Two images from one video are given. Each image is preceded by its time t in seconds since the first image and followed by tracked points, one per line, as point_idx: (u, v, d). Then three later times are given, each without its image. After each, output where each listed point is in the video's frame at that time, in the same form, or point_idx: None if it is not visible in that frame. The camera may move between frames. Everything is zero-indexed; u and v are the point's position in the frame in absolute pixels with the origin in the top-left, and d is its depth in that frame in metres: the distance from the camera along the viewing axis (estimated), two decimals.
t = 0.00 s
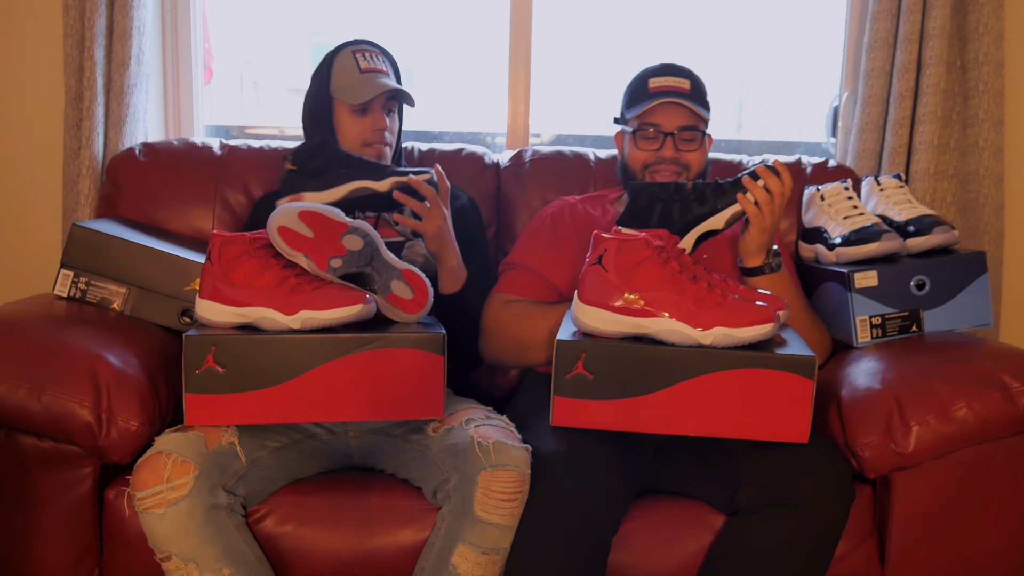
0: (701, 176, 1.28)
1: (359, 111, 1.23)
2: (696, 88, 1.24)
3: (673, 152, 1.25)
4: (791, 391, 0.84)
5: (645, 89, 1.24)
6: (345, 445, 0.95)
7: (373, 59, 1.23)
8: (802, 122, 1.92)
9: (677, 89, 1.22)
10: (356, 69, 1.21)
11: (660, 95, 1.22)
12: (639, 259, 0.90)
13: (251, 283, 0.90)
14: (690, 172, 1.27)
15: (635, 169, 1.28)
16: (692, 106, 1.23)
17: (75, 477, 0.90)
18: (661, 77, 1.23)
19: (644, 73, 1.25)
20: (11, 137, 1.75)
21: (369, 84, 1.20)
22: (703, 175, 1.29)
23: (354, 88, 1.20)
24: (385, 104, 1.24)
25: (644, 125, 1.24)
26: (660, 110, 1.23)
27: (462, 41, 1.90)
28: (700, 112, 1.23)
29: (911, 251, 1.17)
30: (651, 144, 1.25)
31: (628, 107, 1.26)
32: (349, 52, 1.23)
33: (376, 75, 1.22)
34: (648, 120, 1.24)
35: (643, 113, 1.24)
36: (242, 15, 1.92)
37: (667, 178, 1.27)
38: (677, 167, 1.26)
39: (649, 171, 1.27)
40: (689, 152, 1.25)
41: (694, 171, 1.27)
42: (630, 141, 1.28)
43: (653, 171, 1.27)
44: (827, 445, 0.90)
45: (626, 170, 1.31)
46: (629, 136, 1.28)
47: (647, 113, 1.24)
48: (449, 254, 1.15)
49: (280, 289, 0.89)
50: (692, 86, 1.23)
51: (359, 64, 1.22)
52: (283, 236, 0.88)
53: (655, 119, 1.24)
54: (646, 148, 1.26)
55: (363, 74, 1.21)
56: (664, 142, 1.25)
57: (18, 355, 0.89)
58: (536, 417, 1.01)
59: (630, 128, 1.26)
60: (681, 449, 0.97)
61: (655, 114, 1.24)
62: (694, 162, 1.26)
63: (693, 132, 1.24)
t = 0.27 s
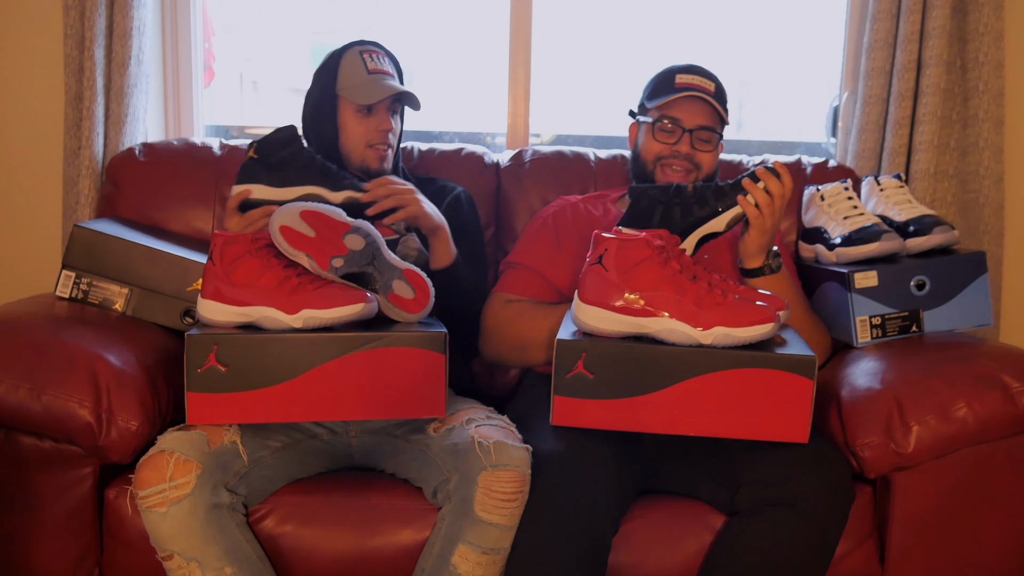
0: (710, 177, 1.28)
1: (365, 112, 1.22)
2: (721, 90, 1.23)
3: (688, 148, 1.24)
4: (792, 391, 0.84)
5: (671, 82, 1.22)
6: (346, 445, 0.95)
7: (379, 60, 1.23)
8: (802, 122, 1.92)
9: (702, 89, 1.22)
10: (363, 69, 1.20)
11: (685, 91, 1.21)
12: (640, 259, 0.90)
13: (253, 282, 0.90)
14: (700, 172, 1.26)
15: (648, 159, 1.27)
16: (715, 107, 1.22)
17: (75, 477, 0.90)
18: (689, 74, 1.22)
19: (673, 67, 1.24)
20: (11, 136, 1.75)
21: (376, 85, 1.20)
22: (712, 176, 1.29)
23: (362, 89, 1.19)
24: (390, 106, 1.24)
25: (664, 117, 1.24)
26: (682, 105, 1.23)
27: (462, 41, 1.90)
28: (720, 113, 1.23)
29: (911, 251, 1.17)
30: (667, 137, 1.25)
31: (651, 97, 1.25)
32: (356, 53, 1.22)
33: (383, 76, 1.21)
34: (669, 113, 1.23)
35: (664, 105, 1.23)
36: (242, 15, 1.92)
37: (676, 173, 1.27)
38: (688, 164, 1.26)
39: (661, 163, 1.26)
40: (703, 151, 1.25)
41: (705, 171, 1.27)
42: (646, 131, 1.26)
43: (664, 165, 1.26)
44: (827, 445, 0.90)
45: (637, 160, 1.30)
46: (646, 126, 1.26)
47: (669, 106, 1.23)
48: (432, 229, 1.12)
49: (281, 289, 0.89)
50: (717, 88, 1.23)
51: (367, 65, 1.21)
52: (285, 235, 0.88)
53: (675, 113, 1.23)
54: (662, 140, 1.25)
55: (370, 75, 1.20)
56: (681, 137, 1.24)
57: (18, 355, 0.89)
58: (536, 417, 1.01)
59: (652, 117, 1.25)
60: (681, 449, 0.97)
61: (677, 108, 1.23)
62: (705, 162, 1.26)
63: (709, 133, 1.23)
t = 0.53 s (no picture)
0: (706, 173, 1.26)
1: (358, 110, 1.21)
2: (716, 86, 1.24)
3: (683, 141, 1.23)
4: (791, 391, 0.84)
5: (666, 77, 1.23)
6: (346, 445, 0.95)
7: (372, 60, 1.23)
8: (802, 122, 1.92)
9: (697, 83, 1.22)
10: (356, 67, 1.20)
11: (680, 84, 1.22)
12: (640, 259, 0.90)
13: (252, 282, 0.90)
14: (696, 166, 1.25)
15: (644, 154, 1.26)
16: (709, 100, 1.22)
17: (75, 477, 0.90)
18: (683, 70, 1.23)
19: (669, 65, 1.25)
20: (10, 137, 1.75)
21: (372, 83, 1.20)
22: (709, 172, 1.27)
23: (354, 86, 1.19)
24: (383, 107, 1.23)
25: (660, 111, 1.24)
26: (677, 99, 1.23)
27: (462, 41, 1.90)
28: (715, 107, 1.23)
29: (911, 251, 1.17)
30: (663, 132, 1.24)
31: (647, 94, 1.26)
32: (350, 51, 1.22)
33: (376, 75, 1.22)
34: (664, 107, 1.23)
35: (659, 99, 1.24)
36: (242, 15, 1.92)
37: (672, 167, 1.24)
38: (684, 157, 1.24)
39: (658, 157, 1.25)
40: (699, 145, 1.24)
41: (701, 165, 1.25)
42: (643, 127, 1.26)
43: (661, 158, 1.24)
44: (827, 445, 0.90)
45: (635, 157, 1.28)
46: (642, 122, 1.26)
47: (664, 100, 1.23)
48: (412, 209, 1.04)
49: (280, 289, 0.89)
50: (711, 83, 1.23)
51: (360, 63, 1.21)
52: (285, 235, 0.88)
53: (670, 106, 1.23)
54: (658, 134, 1.24)
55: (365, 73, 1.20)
56: (676, 130, 1.23)
57: (18, 355, 0.89)
58: (536, 417, 1.01)
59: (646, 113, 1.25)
60: (681, 449, 0.97)
61: (672, 101, 1.23)
62: (701, 155, 1.24)
63: (705, 126, 1.23)
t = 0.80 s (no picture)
0: (693, 161, 1.25)
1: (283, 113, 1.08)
2: (682, 76, 1.23)
3: (661, 135, 1.23)
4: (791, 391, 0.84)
5: (629, 81, 1.24)
6: (346, 445, 0.95)
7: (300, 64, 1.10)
8: (802, 122, 1.92)
9: (660, 79, 1.22)
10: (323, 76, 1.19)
11: (644, 83, 1.22)
12: (640, 259, 0.90)
13: (252, 282, 0.89)
14: (681, 155, 1.24)
15: (627, 156, 1.26)
16: (677, 91, 1.22)
17: (75, 477, 0.90)
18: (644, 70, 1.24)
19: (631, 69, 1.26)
20: (10, 136, 1.75)
21: (294, 89, 1.06)
22: (695, 160, 1.26)
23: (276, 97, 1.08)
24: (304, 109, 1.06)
25: (631, 113, 1.24)
26: (646, 96, 1.23)
27: (462, 41, 1.90)
28: (686, 97, 1.23)
29: (912, 251, 1.17)
30: (640, 130, 1.24)
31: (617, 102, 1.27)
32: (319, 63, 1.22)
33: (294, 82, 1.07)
34: (634, 108, 1.24)
35: (630, 102, 1.24)
36: (241, 14, 1.91)
37: (657, 160, 1.24)
38: (666, 150, 1.24)
39: (641, 155, 1.25)
40: (678, 135, 1.23)
41: (685, 153, 1.24)
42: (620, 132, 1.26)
43: (644, 155, 1.24)
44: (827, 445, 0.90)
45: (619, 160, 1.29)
46: (619, 129, 1.27)
47: (634, 102, 1.24)
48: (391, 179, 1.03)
49: (281, 289, 0.89)
50: (676, 74, 1.23)
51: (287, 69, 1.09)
52: (284, 235, 0.88)
53: (641, 105, 1.24)
54: (636, 134, 1.24)
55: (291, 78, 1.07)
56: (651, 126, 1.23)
57: (17, 355, 0.89)
58: (536, 417, 1.01)
59: (619, 121, 1.26)
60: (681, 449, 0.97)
61: (641, 100, 1.23)
62: (682, 144, 1.24)
63: (679, 115, 1.22)
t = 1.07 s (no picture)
0: (684, 160, 1.25)
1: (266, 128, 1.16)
2: (677, 74, 1.23)
3: (652, 132, 1.23)
4: (791, 391, 0.84)
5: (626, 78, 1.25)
6: (346, 446, 0.95)
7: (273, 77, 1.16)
8: (802, 122, 1.92)
9: (653, 77, 1.22)
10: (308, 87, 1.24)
11: (637, 80, 1.23)
12: (639, 258, 0.90)
13: (251, 282, 0.89)
14: (672, 153, 1.24)
15: (619, 153, 1.27)
16: (671, 89, 1.22)
17: (75, 478, 0.90)
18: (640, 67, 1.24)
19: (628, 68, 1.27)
20: (10, 136, 1.75)
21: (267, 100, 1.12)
22: (687, 159, 1.25)
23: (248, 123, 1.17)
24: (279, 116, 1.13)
25: (624, 109, 1.25)
26: (638, 94, 1.24)
27: (462, 41, 1.90)
28: (680, 95, 1.22)
29: (912, 251, 1.17)
30: (632, 127, 1.25)
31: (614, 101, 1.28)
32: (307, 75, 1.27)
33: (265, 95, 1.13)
34: (628, 104, 1.24)
35: (624, 99, 1.25)
36: (241, 14, 1.91)
37: (648, 158, 1.24)
38: (657, 148, 1.24)
39: (631, 152, 1.25)
40: (671, 133, 1.23)
41: (676, 152, 1.24)
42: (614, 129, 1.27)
43: (635, 153, 1.25)
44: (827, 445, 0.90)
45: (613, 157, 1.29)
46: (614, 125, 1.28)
47: (628, 99, 1.25)
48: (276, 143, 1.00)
49: (280, 289, 0.89)
50: (672, 72, 1.23)
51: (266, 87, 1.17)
52: (283, 235, 0.87)
53: (634, 102, 1.24)
54: (628, 131, 1.25)
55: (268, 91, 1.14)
56: (642, 123, 1.23)
57: (17, 356, 0.89)
58: (536, 417, 1.01)
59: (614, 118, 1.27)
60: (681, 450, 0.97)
61: (634, 98, 1.24)
62: (674, 142, 1.23)
63: (671, 112, 1.22)
